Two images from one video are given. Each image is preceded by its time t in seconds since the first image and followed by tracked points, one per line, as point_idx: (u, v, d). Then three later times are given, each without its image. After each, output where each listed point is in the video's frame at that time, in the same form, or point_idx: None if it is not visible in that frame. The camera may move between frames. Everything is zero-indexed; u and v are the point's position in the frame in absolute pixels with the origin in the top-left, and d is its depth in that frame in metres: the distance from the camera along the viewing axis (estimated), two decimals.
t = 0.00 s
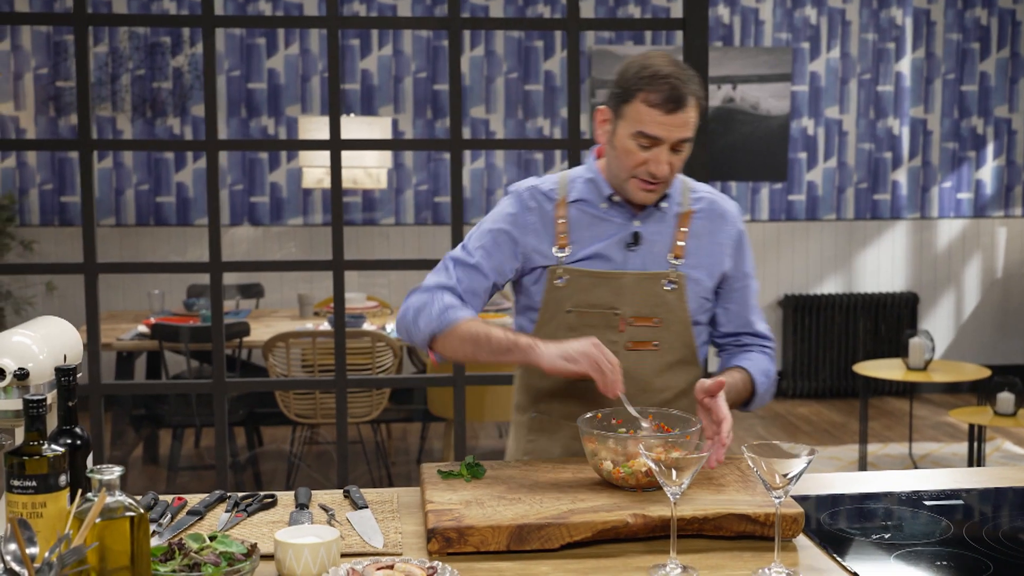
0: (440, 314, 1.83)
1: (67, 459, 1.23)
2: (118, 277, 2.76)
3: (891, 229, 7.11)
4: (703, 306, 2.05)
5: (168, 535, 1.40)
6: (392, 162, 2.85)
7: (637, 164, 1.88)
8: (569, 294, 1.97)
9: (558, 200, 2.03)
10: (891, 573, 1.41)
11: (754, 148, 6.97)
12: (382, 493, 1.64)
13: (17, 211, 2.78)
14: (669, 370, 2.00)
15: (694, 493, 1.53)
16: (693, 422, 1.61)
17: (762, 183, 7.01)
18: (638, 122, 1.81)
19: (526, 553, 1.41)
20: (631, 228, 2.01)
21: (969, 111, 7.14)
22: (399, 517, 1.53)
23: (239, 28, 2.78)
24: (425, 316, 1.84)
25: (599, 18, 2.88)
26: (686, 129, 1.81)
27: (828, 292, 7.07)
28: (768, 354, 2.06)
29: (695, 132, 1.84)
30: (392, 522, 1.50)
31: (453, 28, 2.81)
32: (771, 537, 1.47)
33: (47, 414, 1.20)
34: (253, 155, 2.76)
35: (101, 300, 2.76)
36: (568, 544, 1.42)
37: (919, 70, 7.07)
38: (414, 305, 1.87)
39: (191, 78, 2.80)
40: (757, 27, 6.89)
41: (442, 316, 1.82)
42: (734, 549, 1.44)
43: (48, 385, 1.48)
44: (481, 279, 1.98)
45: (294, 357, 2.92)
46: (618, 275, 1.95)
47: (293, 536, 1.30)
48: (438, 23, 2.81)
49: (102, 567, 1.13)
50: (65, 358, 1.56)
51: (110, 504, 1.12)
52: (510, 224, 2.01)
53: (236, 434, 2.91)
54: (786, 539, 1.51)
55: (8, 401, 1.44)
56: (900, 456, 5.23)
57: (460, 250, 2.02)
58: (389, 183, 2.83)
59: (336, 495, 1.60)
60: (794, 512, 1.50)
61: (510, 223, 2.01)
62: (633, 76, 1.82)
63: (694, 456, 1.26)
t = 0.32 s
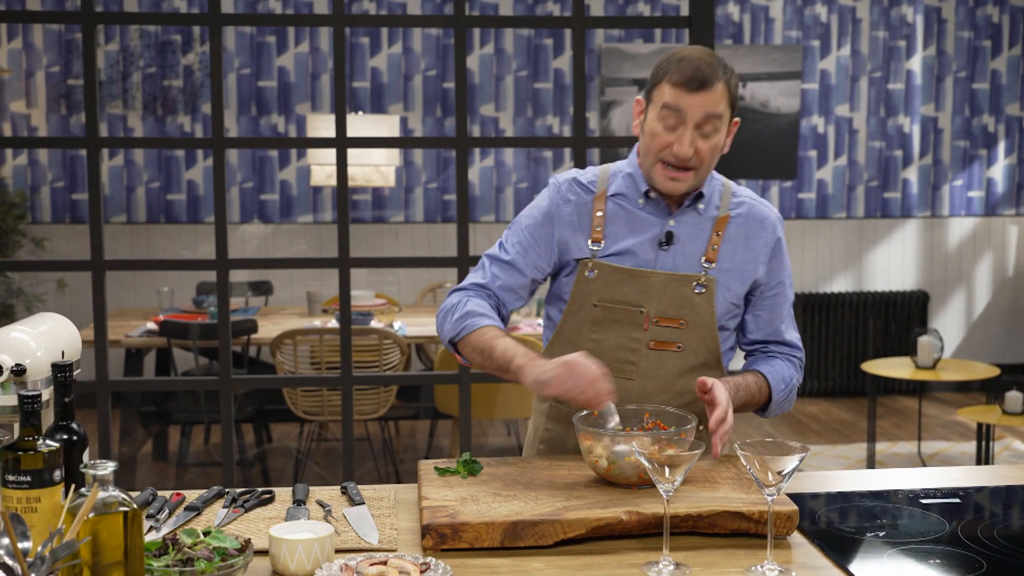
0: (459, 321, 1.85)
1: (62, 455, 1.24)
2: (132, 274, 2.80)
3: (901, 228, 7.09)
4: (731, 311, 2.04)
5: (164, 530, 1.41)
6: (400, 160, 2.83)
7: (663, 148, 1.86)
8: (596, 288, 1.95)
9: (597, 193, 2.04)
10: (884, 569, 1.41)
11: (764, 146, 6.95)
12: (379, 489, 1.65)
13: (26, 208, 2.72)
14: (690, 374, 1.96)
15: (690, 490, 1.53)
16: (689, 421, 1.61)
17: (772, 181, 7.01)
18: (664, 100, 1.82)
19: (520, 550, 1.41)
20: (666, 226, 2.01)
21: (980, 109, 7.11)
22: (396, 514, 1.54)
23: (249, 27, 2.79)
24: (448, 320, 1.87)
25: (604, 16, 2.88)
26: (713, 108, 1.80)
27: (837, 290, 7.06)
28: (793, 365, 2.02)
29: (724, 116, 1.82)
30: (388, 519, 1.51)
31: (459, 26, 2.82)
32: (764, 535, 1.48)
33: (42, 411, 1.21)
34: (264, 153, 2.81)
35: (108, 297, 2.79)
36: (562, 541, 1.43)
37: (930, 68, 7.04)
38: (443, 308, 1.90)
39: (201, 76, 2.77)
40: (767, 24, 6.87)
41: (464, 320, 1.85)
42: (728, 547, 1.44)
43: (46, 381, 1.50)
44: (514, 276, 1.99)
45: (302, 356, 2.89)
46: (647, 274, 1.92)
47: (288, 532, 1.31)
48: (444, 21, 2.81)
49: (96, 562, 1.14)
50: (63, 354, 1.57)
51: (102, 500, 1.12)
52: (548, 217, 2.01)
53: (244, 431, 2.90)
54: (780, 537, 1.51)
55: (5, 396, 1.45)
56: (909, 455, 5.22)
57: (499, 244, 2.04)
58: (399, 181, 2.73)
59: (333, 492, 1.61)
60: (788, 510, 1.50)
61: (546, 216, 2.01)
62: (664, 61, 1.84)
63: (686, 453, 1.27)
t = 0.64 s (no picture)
0: (479, 355, 2.05)
1: (54, 449, 1.26)
2: (142, 270, 2.81)
3: (911, 226, 7.07)
4: (724, 306, 2.04)
5: (160, 524, 1.42)
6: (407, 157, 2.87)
7: (642, 122, 1.90)
8: (591, 286, 2.00)
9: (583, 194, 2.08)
10: (875, 567, 1.41)
11: (773, 143, 6.93)
12: (375, 485, 1.66)
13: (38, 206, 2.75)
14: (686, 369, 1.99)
15: (683, 487, 1.54)
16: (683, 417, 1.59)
17: (782, 178, 6.99)
18: (639, 75, 1.89)
19: (512, 546, 1.42)
20: (655, 222, 2.04)
21: (991, 106, 7.08)
22: (390, 509, 1.55)
23: (260, 24, 2.81)
24: (477, 358, 2.05)
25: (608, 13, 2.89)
26: (687, 77, 1.88)
27: (847, 288, 7.04)
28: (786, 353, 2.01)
29: (699, 86, 1.89)
30: (383, 514, 1.52)
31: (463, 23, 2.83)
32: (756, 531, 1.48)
33: (34, 405, 1.21)
34: (273, 151, 2.79)
35: (114, 293, 2.81)
36: (554, 537, 1.43)
37: (941, 65, 7.02)
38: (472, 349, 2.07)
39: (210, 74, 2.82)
40: (777, 21, 6.85)
41: (484, 356, 2.03)
42: (719, 543, 1.45)
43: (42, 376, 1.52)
44: (516, 297, 2.09)
45: (307, 352, 2.93)
46: (641, 270, 1.96)
47: (279, 526, 1.32)
48: (449, 19, 2.82)
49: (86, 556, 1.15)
50: (59, 350, 1.59)
51: (93, 494, 1.13)
52: (534, 228, 2.08)
53: (251, 427, 2.94)
54: (773, 534, 1.52)
55: None
56: (917, 453, 5.21)
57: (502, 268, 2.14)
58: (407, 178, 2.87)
59: (329, 487, 1.62)
60: (780, 507, 1.50)
61: (532, 230, 2.08)
62: (638, 49, 1.95)
63: (676, 449, 1.27)
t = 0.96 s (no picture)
0: (440, 366, 2.02)
1: (46, 446, 1.27)
2: (155, 270, 2.84)
3: (923, 227, 7.04)
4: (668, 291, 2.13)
5: (155, 521, 1.44)
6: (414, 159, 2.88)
7: (569, 116, 1.96)
8: (537, 286, 2.03)
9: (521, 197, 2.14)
10: (865, 566, 1.41)
11: (783, 144, 6.93)
12: (370, 484, 1.68)
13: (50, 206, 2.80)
14: (637, 358, 2.05)
15: (674, 486, 1.54)
16: (678, 415, 1.54)
17: (792, 179, 6.98)
18: (563, 71, 1.95)
19: (502, 545, 1.43)
20: (593, 218, 2.11)
21: (1003, 107, 7.05)
22: (383, 507, 1.56)
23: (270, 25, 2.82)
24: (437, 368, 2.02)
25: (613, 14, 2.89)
26: (608, 69, 1.93)
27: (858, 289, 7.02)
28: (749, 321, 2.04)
29: (620, 77, 1.94)
30: (376, 512, 1.54)
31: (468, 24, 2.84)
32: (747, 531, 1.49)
33: (26, 404, 1.23)
34: (284, 151, 2.82)
35: (122, 293, 2.84)
36: (545, 536, 1.44)
37: (952, 66, 7.00)
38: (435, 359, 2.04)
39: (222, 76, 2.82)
40: (787, 22, 6.84)
41: (445, 365, 2.01)
42: (710, 543, 1.45)
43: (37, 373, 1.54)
44: (468, 302, 2.11)
45: (316, 352, 2.94)
46: (583, 265, 2.02)
47: (271, 524, 1.34)
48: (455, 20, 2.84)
49: (77, 551, 1.17)
50: (54, 348, 1.61)
51: (85, 490, 1.16)
52: (478, 233, 2.14)
53: (259, 426, 2.95)
54: (764, 534, 1.52)
55: None
56: (926, 454, 5.19)
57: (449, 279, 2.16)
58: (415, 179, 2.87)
59: (324, 486, 1.64)
60: (770, 507, 1.50)
61: (476, 234, 2.14)
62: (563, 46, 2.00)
63: (664, 449, 1.28)
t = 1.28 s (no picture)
0: (414, 376, 1.98)
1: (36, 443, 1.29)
2: (169, 269, 2.87)
3: (934, 227, 7.02)
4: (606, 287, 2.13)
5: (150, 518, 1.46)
6: (422, 158, 2.89)
7: (492, 118, 1.97)
8: (474, 287, 2.03)
9: (451, 201, 2.10)
10: (859, 568, 1.39)
11: (792, 144, 6.92)
12: (364, 482, 1.69)
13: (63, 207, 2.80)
14: (579, 350, 2.07)
15: (664, 485, 1.55)
16: (667, 415, 1.53)
17: (802, 179, 6.97)
18: (484, 75, 1.97)
19: (491, 543, 1.44)
20: (526, 215, 2.09)
21: (1015, 106, 7.02)
22: (375, 505, 1.58)
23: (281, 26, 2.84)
24: (411, 380, 1.98)
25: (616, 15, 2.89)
26: (528, 71, 1.96)
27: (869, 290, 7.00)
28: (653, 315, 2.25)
29: (541, 78, 1.97)
30: (368, 509, 1.55)
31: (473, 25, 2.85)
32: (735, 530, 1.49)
33: (16, 401, 1.24)
34: (295, 151, 2.84)
35: (128, 292, 2.86)
36: (534, 534, 1.45)
37: (964, 66, 6.98)
38: (409, 369, 1.98)
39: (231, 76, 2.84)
40: (798, 22, 6.84)
41: (419, 374, 1.97)
42: (698, 541, 1.46)
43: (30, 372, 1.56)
44: (425, 305, 2.04)
45: (323, 351, 2.94)
46: (519, 264, 2.02)
47: (262, 521, 1.35)
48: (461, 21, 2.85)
49: (67, 547, 1.18)
50: (48, 347, 1.63)
51: (75, 487, 1.18)
52: (415, 239, 2.08)
53: (265, 425, 2.97)
54: (753, 532, 1.52)
55: None
56: (936, 455, 5.18)
57: (395, 289, 2.08)
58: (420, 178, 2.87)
59: (318, 484, 1.65)
60: (758, 506, 1.51)
61: (417, 238, 2.07)
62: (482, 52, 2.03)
63: (650, 446, 1.30)
